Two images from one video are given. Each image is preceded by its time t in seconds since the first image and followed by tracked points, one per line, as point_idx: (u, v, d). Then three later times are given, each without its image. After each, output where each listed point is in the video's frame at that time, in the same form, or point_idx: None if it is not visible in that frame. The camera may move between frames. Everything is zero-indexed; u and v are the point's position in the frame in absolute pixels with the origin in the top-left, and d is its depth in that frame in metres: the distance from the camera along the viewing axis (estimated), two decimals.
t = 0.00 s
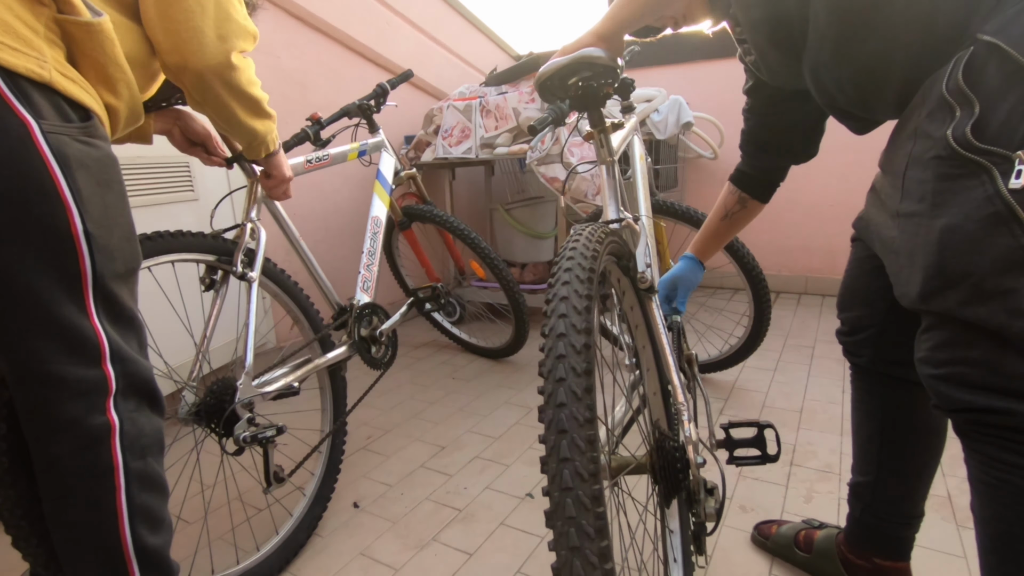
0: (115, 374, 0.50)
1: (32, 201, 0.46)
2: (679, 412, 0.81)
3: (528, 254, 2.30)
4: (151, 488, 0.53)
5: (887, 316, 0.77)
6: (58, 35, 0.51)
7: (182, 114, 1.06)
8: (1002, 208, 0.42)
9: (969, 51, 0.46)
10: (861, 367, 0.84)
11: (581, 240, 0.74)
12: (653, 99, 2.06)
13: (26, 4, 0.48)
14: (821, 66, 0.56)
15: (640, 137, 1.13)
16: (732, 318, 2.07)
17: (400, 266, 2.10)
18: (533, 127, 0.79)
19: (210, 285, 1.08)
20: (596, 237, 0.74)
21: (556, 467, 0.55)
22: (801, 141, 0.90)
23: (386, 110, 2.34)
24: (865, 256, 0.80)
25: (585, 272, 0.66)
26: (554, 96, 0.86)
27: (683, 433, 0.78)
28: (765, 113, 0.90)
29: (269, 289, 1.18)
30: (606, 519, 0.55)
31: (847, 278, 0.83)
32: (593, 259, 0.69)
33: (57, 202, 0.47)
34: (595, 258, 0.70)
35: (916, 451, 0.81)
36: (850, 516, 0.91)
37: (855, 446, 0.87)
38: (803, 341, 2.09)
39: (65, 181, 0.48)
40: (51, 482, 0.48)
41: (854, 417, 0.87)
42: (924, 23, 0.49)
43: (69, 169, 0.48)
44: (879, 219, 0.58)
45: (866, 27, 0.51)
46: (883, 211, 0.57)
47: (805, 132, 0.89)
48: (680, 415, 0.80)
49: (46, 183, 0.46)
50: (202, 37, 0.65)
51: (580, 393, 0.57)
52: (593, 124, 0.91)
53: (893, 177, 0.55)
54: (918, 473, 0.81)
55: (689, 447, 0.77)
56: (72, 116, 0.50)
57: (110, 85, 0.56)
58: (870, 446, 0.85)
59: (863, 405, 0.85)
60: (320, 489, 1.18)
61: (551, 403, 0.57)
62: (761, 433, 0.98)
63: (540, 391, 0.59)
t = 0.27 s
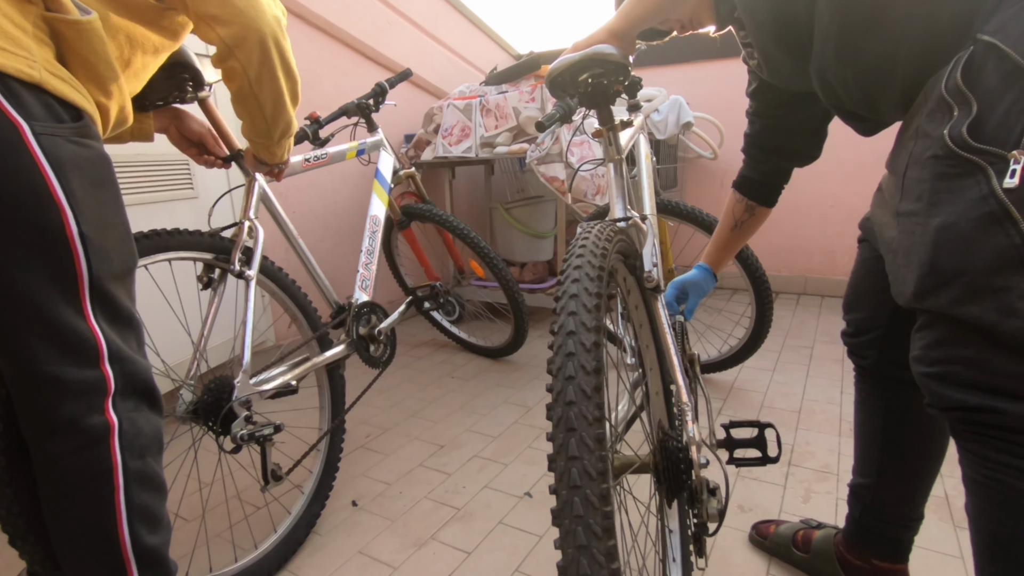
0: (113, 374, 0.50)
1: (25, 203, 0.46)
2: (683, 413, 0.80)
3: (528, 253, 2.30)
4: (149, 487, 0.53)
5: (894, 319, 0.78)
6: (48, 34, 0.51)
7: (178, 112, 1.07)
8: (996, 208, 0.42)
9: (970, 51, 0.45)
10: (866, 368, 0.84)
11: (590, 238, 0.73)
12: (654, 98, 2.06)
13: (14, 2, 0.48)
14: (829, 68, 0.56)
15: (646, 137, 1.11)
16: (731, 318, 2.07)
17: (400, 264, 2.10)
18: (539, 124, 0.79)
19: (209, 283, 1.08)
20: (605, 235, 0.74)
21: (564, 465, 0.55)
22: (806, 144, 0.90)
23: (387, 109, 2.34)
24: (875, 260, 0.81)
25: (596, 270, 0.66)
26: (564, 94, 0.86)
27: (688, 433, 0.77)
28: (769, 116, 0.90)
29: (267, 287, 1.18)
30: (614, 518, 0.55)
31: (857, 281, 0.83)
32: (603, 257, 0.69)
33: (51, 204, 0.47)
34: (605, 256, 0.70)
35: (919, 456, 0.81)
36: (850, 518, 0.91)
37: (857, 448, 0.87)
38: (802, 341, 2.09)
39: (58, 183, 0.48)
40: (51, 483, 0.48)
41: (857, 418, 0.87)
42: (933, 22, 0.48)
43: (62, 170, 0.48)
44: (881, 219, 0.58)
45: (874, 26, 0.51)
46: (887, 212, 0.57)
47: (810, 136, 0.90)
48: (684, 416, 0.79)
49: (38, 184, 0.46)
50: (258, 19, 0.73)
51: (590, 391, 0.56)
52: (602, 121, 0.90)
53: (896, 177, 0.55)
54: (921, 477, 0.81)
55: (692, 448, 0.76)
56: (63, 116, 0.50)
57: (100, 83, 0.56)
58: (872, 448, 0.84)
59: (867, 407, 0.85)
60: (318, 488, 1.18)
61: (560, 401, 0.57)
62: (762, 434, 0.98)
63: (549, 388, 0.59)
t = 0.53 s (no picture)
0: (106, 379, 0.50)
1: (16, 206, 0.45)
2: (676, 412, 0.80)
3: (524, 252, 2.30)
4: (142, 493, 0.53)
5: (885, 318, 0.79)
6: (35, 32, 0.51)
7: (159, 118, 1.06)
8: (986, 207, 0.43)
9: (958, 52, 0.46)
10: (858, 368, 0.84)
11: (583, 238, 0.74)
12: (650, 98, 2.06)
13: None
14: (822, 68, 0.56)
15: (638, 136, 1.11)
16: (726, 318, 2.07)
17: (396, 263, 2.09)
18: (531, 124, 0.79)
19: (204, 281, 1.07)
20: (597, 234, 0.74)
21: (556, 464, 0.55)
22: (795, 149, 0.91)
23: (383, 107, 2.33)
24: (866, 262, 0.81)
25: (587, 269, 0.66)
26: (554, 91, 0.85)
27: (681, 433, 0.76)
28: (762, 118, 0.91)
29: (262, 286, 1.17)
30: (606, 517, 0.55)
31: (847, 283, 0.84)
32: (596, 256, 0.69)
33: (44, 211, 0.47)
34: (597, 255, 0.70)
35: (912, 456, 0.81)
36: (843, 517, 0.91)
37: (851, 448, 0.87)
38: (797, 341, 2.10)
39: (48, 186, 0.47)
40: (41, 487, 0.48)
41: (850, 418, 0.87)
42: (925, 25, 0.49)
43: (52, 173, 0.48)
44: (874, 219, 0.58)
45: (866, 25, 0.51)
46: (878, 211, 0.57)
47: (804, 138, 0.90)
48: (677, 414, 0.79)
49: (28, 187, 0.46)
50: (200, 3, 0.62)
51: (582, 390, 0.56)
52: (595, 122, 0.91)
53: (888, 178, 0.55)
54: (913, 476, 0.82)
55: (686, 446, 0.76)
56: (51, 117, 0.50)
57: (87, 81, 0.55)
58: (865, 447, 0.85)
59: (860, 406, 0.85)
60: (313, 487, 1.18)
61: (552, 400, 0.57)
62: (756, 432, 0.98)
63: (541, 388, 0.59)
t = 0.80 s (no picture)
0: (108, 387, 0.50)
1: (14, 212, 0.46)
2: (673, 412, 0.80)
3: (523, 254, 2.30)
4: (140, 501, 0.53)
5: (878, 317, 0.79)
6: (32, 30, 0.50)
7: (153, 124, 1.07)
8: (975, 207, 0.43)
9: (942, 54, 0.47)
10: (851, 368, 0.85)
11: (580, 239, 0.74)
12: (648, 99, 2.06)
13: None
14: (810, 76, 0.56)
15: (636, 137, 1.11)
16: (724, 318, 2.08)
17: (394, 264, 2.09)
18: (528, 123, 0.80)
19: (201, 284, 1.08)
20: (594, 236, 0.74)
21: (552, 464, 0.55)
22: (791, 153, 0.92)
23: (381, 109, 2.34)
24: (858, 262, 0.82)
25: (584, 270, 0.66)
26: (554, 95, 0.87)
27: (678, 433, 0.77)
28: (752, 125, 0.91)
29: (259, 288, 1.18)
30: (602, 516, 0.55)
31: (840, 282, 0.84)
32: (592, 257, 0.69)
33: (41, 214, 0.47)
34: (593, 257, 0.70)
35: (907, 455, 0.81)
36: (839, 516, 0.92)
37: (845, 448, 0.88)
38: (794, 341, 2.10)
39: (47, 192, 0.47)
40: (41, 494, 0.48)
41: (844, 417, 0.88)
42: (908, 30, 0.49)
43: (51, 178, 0.48)
44: (865, 221, 0.58)
45: (849, 31, 0.51)
46: (868, 212, 0.57)
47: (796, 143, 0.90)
48: (674, 415, 0.79)
49: (27, 192, 0.46)
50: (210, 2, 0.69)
51: (577, 390, 0.57)
52: (591, 123, 0.91)
53: (877, 180, 0.55)
54: (906, 474, 0.82)
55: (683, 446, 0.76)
56: (51, 122, 0.50)
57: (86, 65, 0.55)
58: (858, 446, 0.85)
59: (853, 405, 0.85)
60: (312, 488, 1.18)
61: (548, 400, 0.57)
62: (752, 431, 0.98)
63: (537, 388, 0.59)
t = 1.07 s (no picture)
0: (101, 385, 0.50)
1: (20, 198, 0.46)
2: (678, 413, 0.79)
3: (524, 256, 2.29)
4: (135, 505, 0.53)
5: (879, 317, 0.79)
6: (41, 9, 0.50)
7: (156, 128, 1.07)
8: (951, 205, 0.43)
9: (923, 58, 0.47)
10: (853, 367, 0.84)
11: (585, 239, 0.73)
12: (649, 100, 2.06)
13: None
14: (806, 86, 0.56)
15: (639, 138, 1.12)
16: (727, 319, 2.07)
17: (395, 266, 2.09)
18: (529, 126, 0.80)
19: (203, 286, 1.07)
20: (599, 237, 0.74)
21: (559, 464, 0.55)
22: (802, 173, 0.91)
23: (382, 111, 2.34)
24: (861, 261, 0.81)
25: (590, 271, 0.66)
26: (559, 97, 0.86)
27: (682, 434, 0.75)
28: (763, 146, 0.91)
29: (261, 290, 1.17)
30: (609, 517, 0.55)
31: (843, 282, 0.84)
32: (598, 257, 0.69)
33: (47, 200, 0.47)
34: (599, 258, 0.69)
35: (908, 455, 0.81)
36: (844, 517, 0.91)
37: (848, 448, 0.87)
38: (797, 341, 2.10)
39: (53, 176, 0.48)
40: (31, 496, 0.48)
41: (847, 417, 0.88)
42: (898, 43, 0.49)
43: (57, 163, 0.48)
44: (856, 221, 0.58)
45: (839, 43, 0.51)
46: (862, 212, 0.57)
47: (804, 161, 0.90)
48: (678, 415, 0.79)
49: (32, 176, 0.46)
50: None
51: (585, 389, 0.57)
52: (596, 123, 0.91)
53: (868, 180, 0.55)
54: (909, 474, 0.82)
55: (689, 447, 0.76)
56: (61, 108, 0.50)
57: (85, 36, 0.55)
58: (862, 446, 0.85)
59: (856, 405, 0.85)
60: (314, 491, 1.18)
61: (556, 399, 0.57)
62: (756, 431, 0.98)
63: (545, 387, 0.59)
